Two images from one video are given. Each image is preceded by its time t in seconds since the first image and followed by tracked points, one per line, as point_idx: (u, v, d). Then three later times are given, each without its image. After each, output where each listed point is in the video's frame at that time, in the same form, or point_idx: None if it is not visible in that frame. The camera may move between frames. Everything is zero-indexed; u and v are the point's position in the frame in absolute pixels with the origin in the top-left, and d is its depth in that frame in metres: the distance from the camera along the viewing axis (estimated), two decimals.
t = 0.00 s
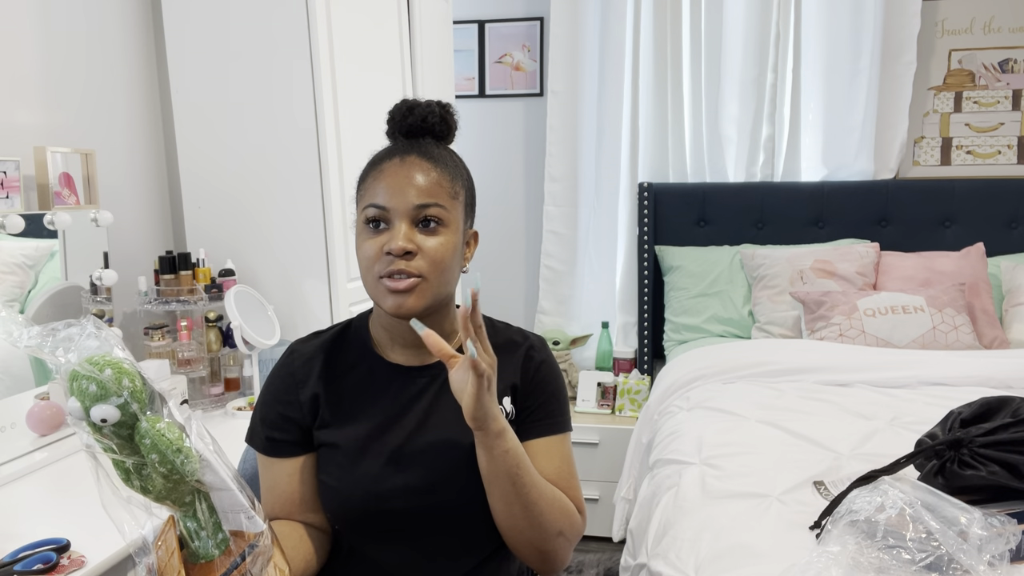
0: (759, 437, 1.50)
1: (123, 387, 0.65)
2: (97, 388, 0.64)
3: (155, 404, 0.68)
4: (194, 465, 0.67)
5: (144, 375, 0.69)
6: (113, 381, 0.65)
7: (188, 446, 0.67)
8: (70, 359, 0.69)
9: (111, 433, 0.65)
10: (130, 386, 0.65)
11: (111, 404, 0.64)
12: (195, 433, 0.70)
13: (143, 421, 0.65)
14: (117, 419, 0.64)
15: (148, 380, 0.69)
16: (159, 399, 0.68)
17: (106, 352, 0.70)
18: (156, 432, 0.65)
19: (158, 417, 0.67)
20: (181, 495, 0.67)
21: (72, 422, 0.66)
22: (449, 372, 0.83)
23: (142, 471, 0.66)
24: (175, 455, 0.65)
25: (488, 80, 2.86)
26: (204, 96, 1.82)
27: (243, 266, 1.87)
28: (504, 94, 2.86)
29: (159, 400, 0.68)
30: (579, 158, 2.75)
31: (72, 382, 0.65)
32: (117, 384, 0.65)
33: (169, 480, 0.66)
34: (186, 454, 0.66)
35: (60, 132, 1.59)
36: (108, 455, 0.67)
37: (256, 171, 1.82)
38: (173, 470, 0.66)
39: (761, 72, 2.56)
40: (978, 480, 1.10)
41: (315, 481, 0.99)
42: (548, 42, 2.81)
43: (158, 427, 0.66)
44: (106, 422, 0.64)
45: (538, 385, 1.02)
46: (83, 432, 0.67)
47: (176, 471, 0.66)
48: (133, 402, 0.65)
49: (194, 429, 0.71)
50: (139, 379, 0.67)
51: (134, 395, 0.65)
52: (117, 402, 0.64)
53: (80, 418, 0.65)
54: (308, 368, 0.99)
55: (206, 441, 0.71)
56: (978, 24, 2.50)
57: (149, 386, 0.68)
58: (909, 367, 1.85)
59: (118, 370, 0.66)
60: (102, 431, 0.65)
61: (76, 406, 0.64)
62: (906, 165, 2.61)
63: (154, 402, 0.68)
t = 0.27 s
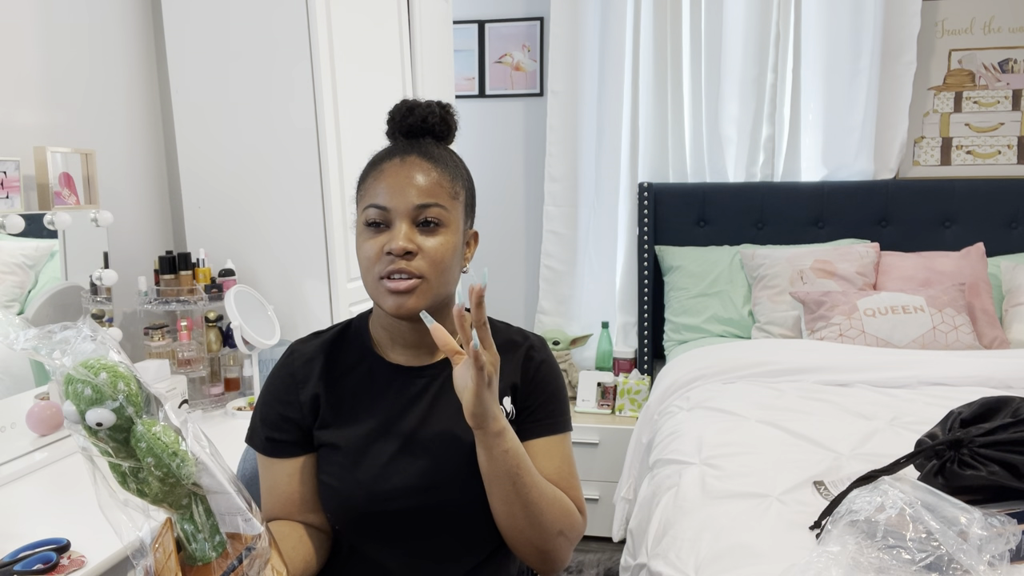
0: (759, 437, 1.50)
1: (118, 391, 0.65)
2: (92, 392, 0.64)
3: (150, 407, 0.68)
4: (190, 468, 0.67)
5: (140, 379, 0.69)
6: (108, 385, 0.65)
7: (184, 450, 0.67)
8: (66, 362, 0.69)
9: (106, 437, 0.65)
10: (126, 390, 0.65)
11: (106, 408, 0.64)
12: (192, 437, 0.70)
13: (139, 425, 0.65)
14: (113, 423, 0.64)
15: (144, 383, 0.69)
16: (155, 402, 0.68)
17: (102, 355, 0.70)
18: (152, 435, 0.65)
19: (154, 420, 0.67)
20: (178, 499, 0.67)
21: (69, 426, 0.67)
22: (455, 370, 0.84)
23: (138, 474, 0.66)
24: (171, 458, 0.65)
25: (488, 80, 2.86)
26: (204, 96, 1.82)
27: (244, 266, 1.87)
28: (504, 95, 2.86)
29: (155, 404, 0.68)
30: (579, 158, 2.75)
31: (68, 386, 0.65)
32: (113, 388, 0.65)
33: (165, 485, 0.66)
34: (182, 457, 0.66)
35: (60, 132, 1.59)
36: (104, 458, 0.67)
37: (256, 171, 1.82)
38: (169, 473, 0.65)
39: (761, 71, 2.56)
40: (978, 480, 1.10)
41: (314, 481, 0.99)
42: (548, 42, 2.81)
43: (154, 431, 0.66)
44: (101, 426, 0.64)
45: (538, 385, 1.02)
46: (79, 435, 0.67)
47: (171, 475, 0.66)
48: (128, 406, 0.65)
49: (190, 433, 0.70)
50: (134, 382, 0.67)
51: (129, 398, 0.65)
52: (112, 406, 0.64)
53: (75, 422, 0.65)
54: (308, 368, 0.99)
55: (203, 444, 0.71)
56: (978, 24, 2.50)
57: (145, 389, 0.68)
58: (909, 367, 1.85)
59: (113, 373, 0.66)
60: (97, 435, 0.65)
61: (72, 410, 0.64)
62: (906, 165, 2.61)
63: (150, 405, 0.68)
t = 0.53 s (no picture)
0: (759, 437, 1.50)
1: (120, 387, 0.65)
2: (94, 387, 0.64)
3: (152, 404, 0.68)
4: (191, 466, 0.67)
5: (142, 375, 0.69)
6: (110, 381, 0.65)
7: (185, 447, 0.67)
8: (68, 358, 0.69)
9: (108, 433, 0.65)
10: (127, 386, 0.65)
11: (108, 404, 0.64)
12: (193, 433, 0.70)
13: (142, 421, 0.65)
14: (114, 419, 0.64)
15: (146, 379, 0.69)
16: (157, 399, 0.68)
17: (103, 352, 0.70)
18: (154, 432, 0.65)
19: (156, 417, 0.67)
20: (178, 496, 0.67)
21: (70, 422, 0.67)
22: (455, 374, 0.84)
23: (139, 471, 0.66)
24: (172, 455, 0.65)
25: (488, 80, 2.87)
26: (205, 96, 1.82)
27: (243, 266, 1.87)
28: (504, 94, 2.86)
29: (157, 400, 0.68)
30: (579, 158, 2.75)
31: (70, 382, 0.65)
32: (116, 384, 0.65)
33: (165, 482, 0.66)
34: (184, 454, 0.66)
35: (60, 132, 1.59)
36: (105, 455, 0.67)
37: (257, 171, 1.82)
38: (170, 470, 0.66)
39: (761, 71, 2.56)
40: (978, 480, 1.10)
41: (315, 481, 0.99)
42: (548, 42, 2.81)
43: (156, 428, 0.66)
44: (104, 422, 0.64)
45: (538, 386, 1.02)
46: (80, 432, 0.67)
47: (173, 471, 0.66)
48: (130, 402, 0.65)
49: (192, 429, 0.70)
50: (137, 379, 0.67)
51: (131, 395, 0.65)
52: (114, 402, 0.64)
53: (77, 418, 0.65)
54: (308, 368, 0.99)
55: (203, 441, 0.71)
56: (978, 24, 2.50)
57: (147, 385, 0.68)
58: (910, 367, 1.85)
59: (115, 369, 0.66)
60: (99, 431, 0.65)
61: (74, 406, 0.64)
62: (906, 165, 2.61)
63: (152, 402, 0.68)
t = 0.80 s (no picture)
0: (759, 437, 1.50)
1: (117, 390, 0.65)
2: (91, 390, 0.64)
3: (149, 406, 0.68)
4: (188, 468, 0.67)
5: (140, 377, 0.69)
6: (107, 384, 0.65)
7: (183, 449, 0.67)
8: (66, 361, 0.69)
9: (105, 436, 0.65)
10: (124, 389, 0.65)
11: (105, 406, 0.64)
12: (191, 436, 0.70)
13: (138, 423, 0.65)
14: (112, 422, 0.65)
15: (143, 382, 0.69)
16: (154, 401, 0.68)
17: (101, 354, 0.70)
18: (151, 435, 0.65)
19: (153, 419, 0.67)
20: (175, 498, 0.67)
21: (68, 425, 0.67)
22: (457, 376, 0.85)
23: (137, 473, 0.66)
24: (169, 457, 0.65)
25: (488, 80, 2.87)
26: (205, 96, 1.82)
27: (243, 266, 1.87)
28: (504, 94, 2.86)
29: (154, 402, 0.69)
30: (579, 158, 2.75)
31: (68, 384, 0.66)
32: (112, 387, 0.65)
33: (162, 485, 0.66)
34: (180, 457, 0.66)
35: (60, 132, 1.59)
36: (104, 457, 0.67)
37: (257, 171, 1.82)
38: (167, 472, 0.66)
39: (761, 71, 2.56)
40: (978, 480, 1.10)
41: (315, 481, 0.99)
42: (548, 42, 2.81)
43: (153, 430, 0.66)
44: (101, 425, 0.64)
45: (539, 385, 1.02)
46: (79, 434, 0.67)
47: (170, 474, 0.66)
48: (128, 405, 0.65)
49: (190, 432, 0.71)
50: (134, 381, 0.67)
51: (128, 397, 0.65)
52: (111, 404, 0.64)
53: (75, 420, 0.65)
54: (308, 369, 0.99)
55: (202, 443, 0.71)
56: (978, 24, 2.50)
57: (144, 388, 0.68)
58: (910, 367, 1.85)
59: (113, 372, 0.66)
60: (97, 433, 0.65)
61: (71, 409, 0.64)
62: (906, 165, 2.61)
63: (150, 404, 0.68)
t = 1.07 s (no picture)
0: (759, 437, 1.50)
1: (116, 393, 0.65)
2: (90, 393, 0.64)
3: (149, 408, 0.68)
4: (188, 470, 0.66)
5: (139, 379, 0.69)
6: (106, 387, 0.65)
7: (182, 451, 0.67)
8: (64, 364, 0.69)
9: (104, 439, 0.65)
10: (123, 392, 0.65)
11: (104, 409, 0.64)
12: (191, 438, 0.70)
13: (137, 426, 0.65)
14: (111, 425, 0.65)
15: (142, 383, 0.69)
16: (153, 403, 0.68)
17: (100, 357, 0.70)
18: (150, 438, 0.65)
19: (152, 422, 0.67)
20: (174, 501, 0.67)
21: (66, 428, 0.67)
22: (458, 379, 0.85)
23: (136, 476, 0.66)
24: (169, 459, 0.65)
25: (488, 80, 2.87)
26: (205, 96, 1.82)
27: (243, 266, 1.87)
28: (504, 94, 2.86)
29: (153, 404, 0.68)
30: (579, 158, 2.75)
31: (66, 387, 0.65)
32: (111, 390, 0.65)
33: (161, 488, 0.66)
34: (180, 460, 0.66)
35: (60, 131, 1.59)
36: (103, 459, 0.67)
37: (257, 171, 1.82)
38: (167, 475, 0.66)
39: (761, 71, 2.56)
40: (978, 480, 1.10)
41: (315, 481, 0.99)
42: (548, 42, 2.81)
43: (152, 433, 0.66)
44: (100, 428, 0.64)
45: (539, 385, 1.02)
46: (77, 436, 0.67)
47: (169, 476, 0.66)
48: (127, 407, 0.65)
49: (189, 434, 0.71)
50: (133, 384, 0.67)
51: (127, 400, 0.65)
52: (110, 407, 0.64)
53: (73, 423, 0.65)
54: (308, 368, 0.99)
55: (201, 445, 0.71)
56: (978, 24, 2.50)
57: (144, 390, 0.68)
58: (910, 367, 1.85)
59: (111, 374, 0.66)
60: (96, 436, 0.65)
61: (70, 412, 0.64)
62: (906, 165, 2.61)
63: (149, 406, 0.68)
